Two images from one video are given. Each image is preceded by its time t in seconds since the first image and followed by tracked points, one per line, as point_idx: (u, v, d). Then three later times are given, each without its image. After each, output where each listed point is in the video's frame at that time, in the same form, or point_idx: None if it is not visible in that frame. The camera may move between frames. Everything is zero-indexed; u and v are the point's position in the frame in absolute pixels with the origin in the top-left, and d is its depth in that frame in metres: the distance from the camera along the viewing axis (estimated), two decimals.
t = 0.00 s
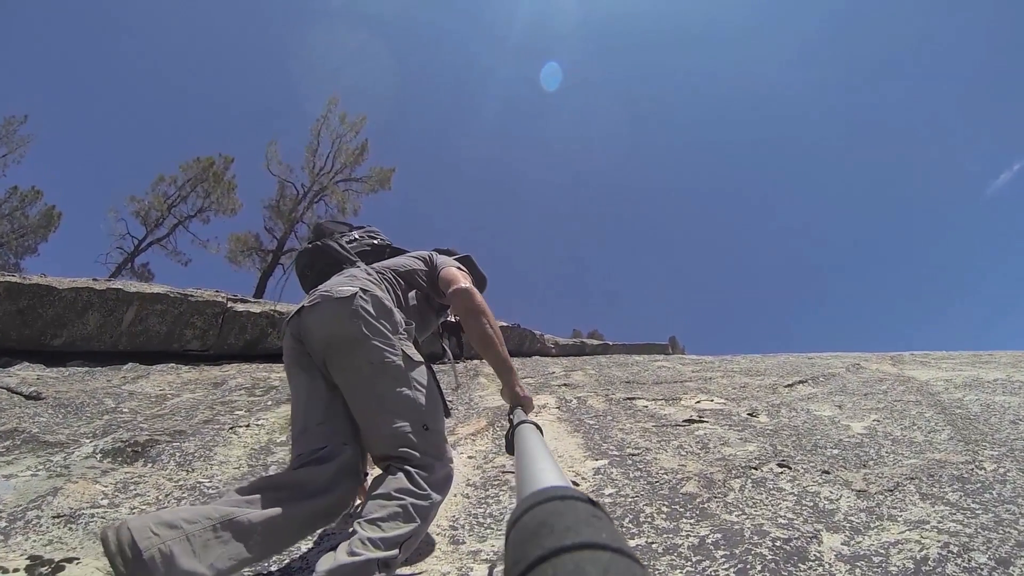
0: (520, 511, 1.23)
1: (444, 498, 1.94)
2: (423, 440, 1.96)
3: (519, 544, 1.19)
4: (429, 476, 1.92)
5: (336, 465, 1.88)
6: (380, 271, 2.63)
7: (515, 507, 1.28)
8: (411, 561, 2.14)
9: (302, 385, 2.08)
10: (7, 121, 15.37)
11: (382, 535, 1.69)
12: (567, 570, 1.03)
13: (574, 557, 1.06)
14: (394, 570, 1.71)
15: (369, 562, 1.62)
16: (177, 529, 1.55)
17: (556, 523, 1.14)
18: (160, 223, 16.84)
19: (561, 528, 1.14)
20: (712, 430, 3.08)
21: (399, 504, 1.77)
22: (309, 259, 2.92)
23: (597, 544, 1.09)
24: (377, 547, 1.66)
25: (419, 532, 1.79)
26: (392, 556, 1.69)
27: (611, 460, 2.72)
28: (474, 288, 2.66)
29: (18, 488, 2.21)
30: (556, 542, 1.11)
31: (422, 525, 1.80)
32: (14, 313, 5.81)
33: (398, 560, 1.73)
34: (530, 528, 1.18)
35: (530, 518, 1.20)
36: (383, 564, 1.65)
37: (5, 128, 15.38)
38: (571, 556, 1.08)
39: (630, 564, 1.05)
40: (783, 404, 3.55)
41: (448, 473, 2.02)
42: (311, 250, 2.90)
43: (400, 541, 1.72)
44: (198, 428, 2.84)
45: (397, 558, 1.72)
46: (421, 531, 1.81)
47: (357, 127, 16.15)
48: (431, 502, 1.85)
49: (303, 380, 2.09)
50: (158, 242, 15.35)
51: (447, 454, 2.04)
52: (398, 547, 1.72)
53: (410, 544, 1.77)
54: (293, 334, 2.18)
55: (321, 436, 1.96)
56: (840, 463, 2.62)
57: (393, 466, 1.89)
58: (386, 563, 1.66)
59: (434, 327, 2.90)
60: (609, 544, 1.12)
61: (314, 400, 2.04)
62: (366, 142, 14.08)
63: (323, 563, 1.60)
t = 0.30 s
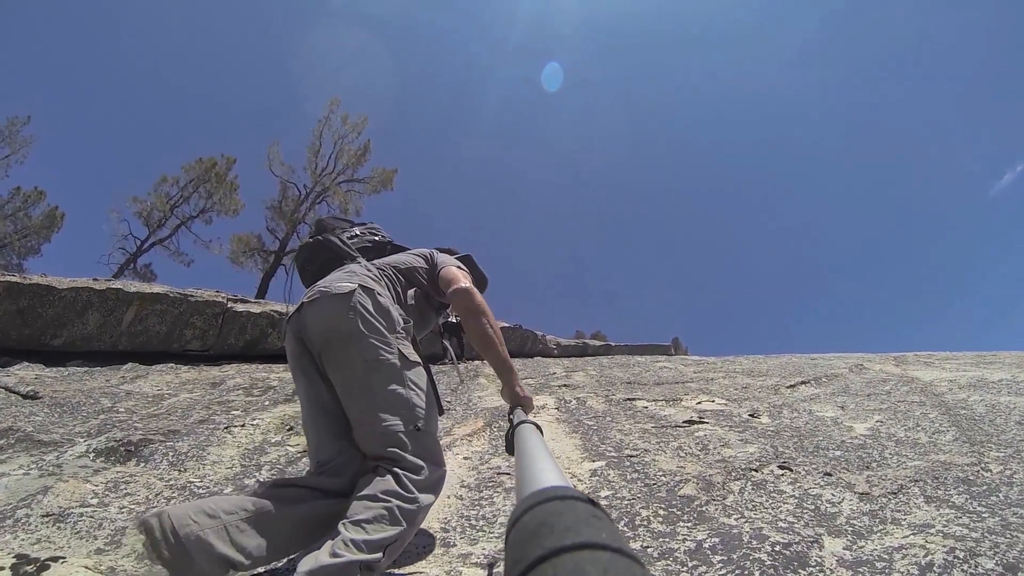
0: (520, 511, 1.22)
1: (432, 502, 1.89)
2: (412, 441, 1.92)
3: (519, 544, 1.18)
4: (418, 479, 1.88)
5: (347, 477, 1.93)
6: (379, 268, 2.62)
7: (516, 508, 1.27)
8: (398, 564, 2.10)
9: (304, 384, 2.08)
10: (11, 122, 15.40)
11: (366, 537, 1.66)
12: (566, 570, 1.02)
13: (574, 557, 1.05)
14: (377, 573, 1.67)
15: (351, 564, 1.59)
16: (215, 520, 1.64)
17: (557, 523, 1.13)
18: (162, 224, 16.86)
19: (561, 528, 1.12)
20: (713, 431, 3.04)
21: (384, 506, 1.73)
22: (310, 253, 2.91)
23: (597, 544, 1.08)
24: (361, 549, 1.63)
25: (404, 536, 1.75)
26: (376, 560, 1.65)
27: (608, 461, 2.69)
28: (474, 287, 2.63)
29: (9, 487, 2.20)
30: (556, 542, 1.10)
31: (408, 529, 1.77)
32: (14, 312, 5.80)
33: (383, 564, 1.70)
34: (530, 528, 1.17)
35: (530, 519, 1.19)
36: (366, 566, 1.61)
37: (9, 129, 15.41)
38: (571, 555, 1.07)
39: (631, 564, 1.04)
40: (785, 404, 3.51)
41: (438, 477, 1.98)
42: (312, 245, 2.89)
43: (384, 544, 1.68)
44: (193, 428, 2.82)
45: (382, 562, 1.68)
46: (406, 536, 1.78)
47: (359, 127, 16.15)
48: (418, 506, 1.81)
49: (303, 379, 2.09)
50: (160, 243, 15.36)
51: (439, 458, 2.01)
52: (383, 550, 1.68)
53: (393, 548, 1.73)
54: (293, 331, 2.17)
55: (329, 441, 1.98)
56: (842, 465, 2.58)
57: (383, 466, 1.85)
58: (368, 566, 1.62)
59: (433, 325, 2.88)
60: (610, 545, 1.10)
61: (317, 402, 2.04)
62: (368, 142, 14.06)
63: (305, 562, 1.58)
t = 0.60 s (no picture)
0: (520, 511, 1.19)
1: (422, 507, 1.86)
2: (401, 444, 1.88)
3: (518, 544, 1.15)
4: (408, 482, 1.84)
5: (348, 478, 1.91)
6: (378, 267, 2.61)
7: (515, 508, 1.24)
8: (392, 569, 2.07)
9: (307, 387, 2.09)
10: (11, 132, 15.44)
11: (353, 540, 1.64)
12: (566, 570, 1.00)
13: (574, 557, 1.02)
14: None
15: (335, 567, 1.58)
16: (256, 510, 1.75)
17: (556, 522, 1.10)
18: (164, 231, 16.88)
19: (561, 528, 1.10)
20: (716, 428, 3.01)
21: (372, 509, 1.71)
22: (310, 250, 2.90)
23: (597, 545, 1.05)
24: (346, 552, 1.62)
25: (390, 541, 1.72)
26: (361, 564, 1.63)
27: (608, 461, 2.66)
28: (474, 287, 2.61)
29: (4, 495, 2.19)
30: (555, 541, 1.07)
31: (396, 533, 1.74)
32: (15, 321, 5.79)
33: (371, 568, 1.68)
34: (530, 528, 1.14)
35: (529, 518, 1.16)
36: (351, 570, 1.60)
37: (9, 139, 15.43)
38: (571, 555, 1.04)
39: (632, 565, 1.01)
40: (789, 400, 3.47)
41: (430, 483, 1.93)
42: (312, 242, 2.87)
43: (371, 548, 1.66)
44: (190, 433, 2.80)
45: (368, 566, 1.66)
46: (394, 540, 1.75)
47: (358, 130, 16.15)
48: (407, 511, 1.78)
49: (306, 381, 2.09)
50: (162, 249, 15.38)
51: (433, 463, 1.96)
52: (370, 554, 1.67)
53: (381, 553, 1.71)
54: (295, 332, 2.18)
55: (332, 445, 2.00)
56: (848, 460, 2.55)
57: (372, 469, 1.82)
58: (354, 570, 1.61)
59: (433, 324, 2.87)
60: (611, 545, 1.08)
61: (322, 407, 2.07)
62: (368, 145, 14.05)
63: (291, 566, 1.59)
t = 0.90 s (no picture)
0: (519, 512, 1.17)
1: (411, 514, 1.82)
2: (388, 447, 1.85)
3: (518, 545, 1.13)
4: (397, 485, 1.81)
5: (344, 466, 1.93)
6: (377, 268, 2.59)
7: (514, 508, 1.22)
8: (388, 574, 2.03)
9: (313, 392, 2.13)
10: (11, 149, 15.48)
11: (340, 544, 1.62)
12: (566, 570, 0.98)
13: (574, 557, 1.00)
14: None
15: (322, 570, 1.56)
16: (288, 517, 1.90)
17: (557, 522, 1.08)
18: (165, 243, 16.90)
19: (561, 528, 1.07)
20: (720, 421, 2.98)
21: (360, 512, 1.70)
22: (308, 250, 2.88)
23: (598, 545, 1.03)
24: (335, 555, 1.60)
25: (378, 545, 1.69)
26: (349, 567, 1.60)
27: (610, 458, 2.63)
28: (474, 287, 2.58)
29: (2, 509, 2.18)
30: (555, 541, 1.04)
31: (384, 536, 1.71)
32: (17, 337, 5.79)
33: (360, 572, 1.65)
34: (529, 528, 1.12)
35: (527, 518, 1.14)
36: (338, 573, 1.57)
37: (8, 156, 15.47)
38: (571, 555, 1.02)
39: (634, 564, 0.98)
40: (794, 391, 3.44)
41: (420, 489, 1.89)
42: (311, 242, 2.86)
43: (359, 552, 1.64)
44: (190, 442, 2.79)
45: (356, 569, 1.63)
46: (383, 544, 1.72)
47: (355, 136, 16.16)
48: (395, 515, 1.75)
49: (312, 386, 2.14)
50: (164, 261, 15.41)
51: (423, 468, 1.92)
52: (359, 558, 1.64)
53: (370, 558, 1.68)
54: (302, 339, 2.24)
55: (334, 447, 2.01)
56: (854, 450, 2.51)
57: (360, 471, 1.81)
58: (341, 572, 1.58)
59: (432, 324, 2.86)
60: (611, 545, 1.05)
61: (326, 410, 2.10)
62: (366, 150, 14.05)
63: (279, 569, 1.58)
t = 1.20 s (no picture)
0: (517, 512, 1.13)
1: (396, 515, 1.79)
2: (376, 448, 1.85)
3: (518, 545, 1.09)
4: (382, 484, 1.80)
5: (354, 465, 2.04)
6: (375, 267, 2.57)
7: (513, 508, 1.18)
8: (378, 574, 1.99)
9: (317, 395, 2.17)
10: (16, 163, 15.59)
11: (322, 540, 1.61)
12: (566, 570, 0.94)
13: (574, 556, 0.96)
14: None
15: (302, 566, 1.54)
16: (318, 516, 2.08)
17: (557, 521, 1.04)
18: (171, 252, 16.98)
19: (561, 527, 1.03)
20: (724, 417, 2.93)
21: (343, 509, 1.69)
22: (308, 249, 2.86)
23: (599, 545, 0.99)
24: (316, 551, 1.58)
25: (360, 543, 1.67)
26: (330, 564, 1.58)
27: (611, 457, 2.60)
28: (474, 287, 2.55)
29: None
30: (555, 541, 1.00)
31: (367, 535, 1.69)
32: (24, 348, 5.82)
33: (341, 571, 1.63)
34: (528, 528, 1.08)
35: (526, 518, 1.10)
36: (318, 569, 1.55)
37: (14, 171, 15.58)
38: (571, 555, 0.98)
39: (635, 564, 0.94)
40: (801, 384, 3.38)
41: (408, 490, 1.87)
42: (311, 241, 2.84)
43: (339, 548, 1.62)
44: (189, 446, 2.78)
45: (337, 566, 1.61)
46: (367, 544, 1.70)
47: (358, 141, 16.18)
48: (377, 513, 1.73)
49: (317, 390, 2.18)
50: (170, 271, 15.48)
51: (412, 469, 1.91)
52: (340, 555, 1.62)
53: (352, 555, 1.65)
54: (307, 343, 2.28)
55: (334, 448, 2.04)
56: (862, 443, 2.46)
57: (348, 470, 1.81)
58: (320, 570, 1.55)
59: (431, 322, 2.83)
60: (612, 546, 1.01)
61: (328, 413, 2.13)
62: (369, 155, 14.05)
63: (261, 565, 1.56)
